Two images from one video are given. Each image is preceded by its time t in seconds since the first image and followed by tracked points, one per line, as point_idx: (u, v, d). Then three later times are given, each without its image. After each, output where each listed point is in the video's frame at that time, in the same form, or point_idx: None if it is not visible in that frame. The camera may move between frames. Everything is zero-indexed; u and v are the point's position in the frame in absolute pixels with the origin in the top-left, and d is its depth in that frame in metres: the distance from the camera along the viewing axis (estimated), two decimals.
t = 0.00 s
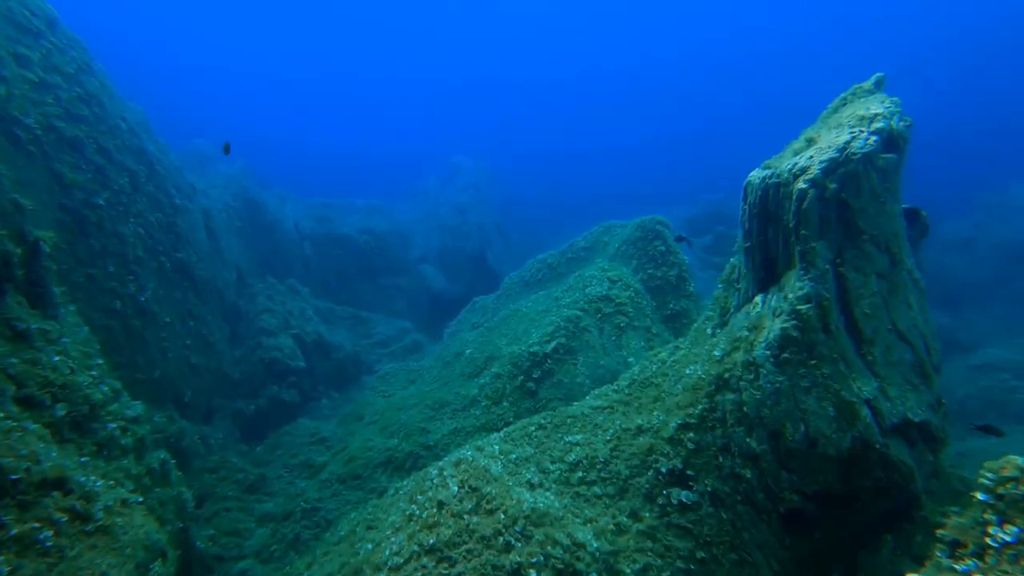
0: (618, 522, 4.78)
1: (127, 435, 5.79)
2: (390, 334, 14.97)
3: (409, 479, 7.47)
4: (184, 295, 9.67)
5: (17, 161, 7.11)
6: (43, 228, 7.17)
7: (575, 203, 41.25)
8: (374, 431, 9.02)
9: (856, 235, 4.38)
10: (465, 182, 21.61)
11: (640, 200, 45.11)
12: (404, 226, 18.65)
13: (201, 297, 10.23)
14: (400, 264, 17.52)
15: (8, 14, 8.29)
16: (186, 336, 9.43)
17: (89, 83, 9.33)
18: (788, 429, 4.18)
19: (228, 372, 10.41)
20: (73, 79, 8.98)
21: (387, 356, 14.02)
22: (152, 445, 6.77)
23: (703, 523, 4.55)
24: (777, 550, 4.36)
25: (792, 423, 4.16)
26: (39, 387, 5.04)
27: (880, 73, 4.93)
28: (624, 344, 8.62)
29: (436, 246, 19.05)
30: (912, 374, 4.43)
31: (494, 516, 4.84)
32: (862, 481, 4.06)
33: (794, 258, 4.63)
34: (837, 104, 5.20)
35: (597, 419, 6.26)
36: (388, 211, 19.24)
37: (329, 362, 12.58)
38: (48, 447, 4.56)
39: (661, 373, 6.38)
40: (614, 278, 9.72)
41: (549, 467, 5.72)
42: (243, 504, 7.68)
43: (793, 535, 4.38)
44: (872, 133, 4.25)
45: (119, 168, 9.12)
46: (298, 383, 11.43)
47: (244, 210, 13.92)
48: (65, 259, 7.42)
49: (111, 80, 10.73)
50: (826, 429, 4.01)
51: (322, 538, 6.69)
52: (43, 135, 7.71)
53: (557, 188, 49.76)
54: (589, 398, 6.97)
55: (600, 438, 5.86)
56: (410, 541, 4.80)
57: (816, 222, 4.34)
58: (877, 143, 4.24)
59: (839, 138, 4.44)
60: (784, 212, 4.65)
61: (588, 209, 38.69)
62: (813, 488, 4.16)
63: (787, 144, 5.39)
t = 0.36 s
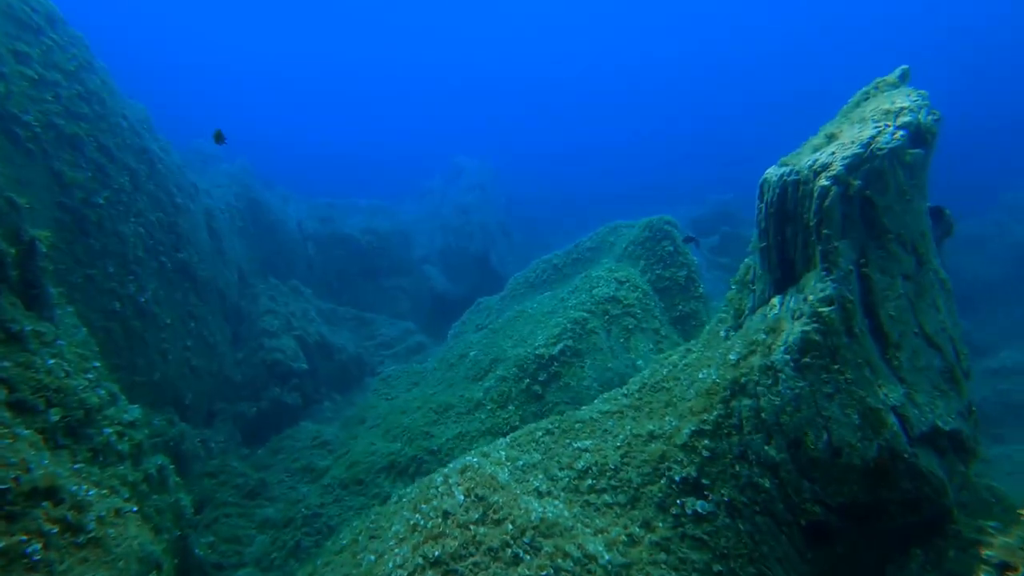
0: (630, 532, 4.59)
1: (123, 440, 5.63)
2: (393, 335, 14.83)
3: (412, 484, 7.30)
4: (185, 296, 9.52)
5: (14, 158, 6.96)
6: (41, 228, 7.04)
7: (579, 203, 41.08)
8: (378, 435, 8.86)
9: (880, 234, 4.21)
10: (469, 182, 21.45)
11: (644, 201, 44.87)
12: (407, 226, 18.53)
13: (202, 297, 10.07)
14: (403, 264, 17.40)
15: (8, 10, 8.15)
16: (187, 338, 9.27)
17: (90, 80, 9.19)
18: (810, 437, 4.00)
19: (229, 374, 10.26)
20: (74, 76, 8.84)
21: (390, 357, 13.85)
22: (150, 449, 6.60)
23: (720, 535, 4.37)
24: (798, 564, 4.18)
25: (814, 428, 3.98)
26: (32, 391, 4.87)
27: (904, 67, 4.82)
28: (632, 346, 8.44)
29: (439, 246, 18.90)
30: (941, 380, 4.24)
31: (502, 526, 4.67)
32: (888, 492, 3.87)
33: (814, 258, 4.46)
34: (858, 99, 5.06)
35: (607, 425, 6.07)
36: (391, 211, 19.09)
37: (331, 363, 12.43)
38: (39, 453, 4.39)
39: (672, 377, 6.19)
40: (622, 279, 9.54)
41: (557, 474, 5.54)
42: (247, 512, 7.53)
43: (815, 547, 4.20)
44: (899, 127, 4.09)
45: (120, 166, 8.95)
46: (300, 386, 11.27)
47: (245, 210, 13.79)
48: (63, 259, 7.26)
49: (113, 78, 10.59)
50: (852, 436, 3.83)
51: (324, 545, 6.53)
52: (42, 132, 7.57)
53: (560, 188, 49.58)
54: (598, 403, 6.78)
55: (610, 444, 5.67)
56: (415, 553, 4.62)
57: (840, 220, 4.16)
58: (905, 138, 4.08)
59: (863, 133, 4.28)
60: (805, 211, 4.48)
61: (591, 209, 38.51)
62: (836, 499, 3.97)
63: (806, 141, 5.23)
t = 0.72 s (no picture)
0: (643, 545, 4.41)
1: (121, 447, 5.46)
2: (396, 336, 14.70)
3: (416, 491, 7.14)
4: (187, 298, 9.38)
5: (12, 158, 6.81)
6: (39, 229, 6.90)
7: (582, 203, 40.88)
8: (382, 438, 8.70)
9: (909, 234, 4.03)
10: (473, 181, 21.30)
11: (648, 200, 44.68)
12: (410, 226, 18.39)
13: (204, 299, 9.93)
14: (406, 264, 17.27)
15: (8, 7, 8.01)
16: (188, 340, 9.12)
17: (91, 79, 9.04)
18: (835, 447, 3.80)
19: (231, 377, 10.11)
20: (75, 75, 8.70)
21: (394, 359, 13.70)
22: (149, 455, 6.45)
23: (739, 550, 4.18)
24: None
25: (841, 439, 3.79)
26: (25, 397, 4.72)
27: (933, 59, 4.67)
28: (642, 349, 8.25)
29: (443, 246, 18.75)
30: (974, 388, 4.05)
31: (510, 539, 4.49)
32: (921, 506, 3.67)
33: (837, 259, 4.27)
34: (883, 94, 4.89)
35: (617, 431, 5.88)
36: (395, 211, 18.94)
37: (334, 365, 12.28)
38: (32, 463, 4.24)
39: (685, 381, 5.99)
40: (630, 280, 9.36)
41: (567, 482, 5.36)
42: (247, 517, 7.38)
43: (840, 563, 4.00)
44: (930, 122, 3.93)
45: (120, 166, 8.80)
46: (302, 388, 11.11)
47: (248, 210, 13.66)
48: (62, 260, 7.11)
49: (115, 77, 10.45)
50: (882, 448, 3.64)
51: (327, 554, 6.38)
52: (42, 132, 7.42)
53: (565, 189, 49.26)
54: (608, 408, 6.58)
55: (621, 451, 5.48)
56: (420, 567, 4.45)
57: (866, 219, 3.98)
58: (936, 133, 3.91)
59: (891, 128, 4.11)
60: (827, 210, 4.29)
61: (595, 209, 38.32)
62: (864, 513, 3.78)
63: (826, 137, 5.07)
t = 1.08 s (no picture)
0: (659, 560, 4.24)
1: (116, 456, 5.31)
2: (400, 338, 14.56)
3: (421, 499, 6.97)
4: (189, 300, 9.23)
5: (8, 159, 6.65)
6: (37, 232, 6.75)
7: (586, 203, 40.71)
8: (386, 444, 8.54)
9: (942, 236, 3.85)
10: (477, 181, 21.19)
11: (652, 201, 44.43)
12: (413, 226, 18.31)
13: (206, 302, 9.78)
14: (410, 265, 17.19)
15: (7, 6, 7.86)
16: (190, 343, 8.97)
17: (92, 79, 8.89)
18: (864, 461, 3.63)
19: (233, 380, 9.95)
20: (76, 75, 8.55)
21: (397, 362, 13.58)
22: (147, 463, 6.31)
23: (761, 567, 3.99)
24: None
25: (870, 452, 3.61)
26: (18, 406, 4.56)
27: (965, 53, 4.52)
28: (652, 353, 8.06)
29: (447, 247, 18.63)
30: (1013, 400, 3.85)
31: (521, 554, 4.32)
32: (958, 525, 3.48)
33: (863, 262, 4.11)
34: (909, 91, 4.72)
35: (629, 439, 5.70)
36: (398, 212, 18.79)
37: (337, 369, 12.13)
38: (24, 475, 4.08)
39: (698, 388, 5.80)
40: (640, 282, 9.17)
41: (577, 493, 5.17)
42: (247, 526, 7.21)
43: None
44: (964, 117, 3.77)
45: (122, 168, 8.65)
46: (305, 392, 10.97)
47: (250, 212, 13.51)
48: (61, 263, 6.96)
49: (117, 77, 10.31)
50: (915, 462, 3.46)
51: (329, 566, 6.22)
52: (41, 133, 7.27)
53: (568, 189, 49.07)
54: (618, 414, 6.40)
55: (634, 460, 5.29)
56: None
57: (895, 220, 3.84)
58: (971, 129, 3.74)
59: (921, 125, 3.96)
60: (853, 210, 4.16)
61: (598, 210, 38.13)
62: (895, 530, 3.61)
63: (850, 134, 4.93)
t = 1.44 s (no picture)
0: None
1: (113, 465, 5.15)
2: (403, 340, 14.41)
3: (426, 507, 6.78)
4: (190, 304, 9.09)
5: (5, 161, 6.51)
6: (35, 235, 6.60)
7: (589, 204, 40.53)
8: (390, 449, 8.37)
9: (976, 237, 3.66)
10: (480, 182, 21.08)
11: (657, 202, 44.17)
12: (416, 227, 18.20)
13: (207, 304, 9.63)
14: (413, 266, 17.09)
15: (6, 5, 7.73)
16: (190, 347, 8.82)
17: (92, 79, 8.76)
18: (894, 475, 3.45)
19: (234, 385, 9.80)
20: (76, 75, 8.41)
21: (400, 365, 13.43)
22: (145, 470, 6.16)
23: None
24: None
25: (902, 466, 3.43)
26: (11, 415, 4.40)
27: (997, 45, 4.37)
28: (661, 357, 7.87)
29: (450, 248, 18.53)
30: None
31: (532, 570, 4.13)
32: (998, 545, 3.28)
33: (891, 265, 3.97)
34: (938, 86, 4.55)
35: (641, 448, 5.50)
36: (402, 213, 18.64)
37: (340, 372, 11.96)
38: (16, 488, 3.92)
39: (712, 395, 5.61)
40: (648, 285, 8.98)
41: (588, 504, 4.99)
42: (248, 535, 7.04)
43: None
44: (1001, 112, 3.60)
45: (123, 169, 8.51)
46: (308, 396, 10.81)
47: (253, 213, 13.38)
48: (59, 266, 6.80)
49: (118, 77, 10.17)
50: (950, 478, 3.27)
51: None
52: (39, 134, 7.13)
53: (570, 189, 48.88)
54: (629, 421, 6.22)
55: (646, 470, 5.10)
56: None
57: (926, 221, 3.69)
58: (1008, 125, 3.57)
59: (954, 120, 3.80)
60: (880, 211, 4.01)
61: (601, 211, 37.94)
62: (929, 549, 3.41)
63: (874, 131, 4.79)
